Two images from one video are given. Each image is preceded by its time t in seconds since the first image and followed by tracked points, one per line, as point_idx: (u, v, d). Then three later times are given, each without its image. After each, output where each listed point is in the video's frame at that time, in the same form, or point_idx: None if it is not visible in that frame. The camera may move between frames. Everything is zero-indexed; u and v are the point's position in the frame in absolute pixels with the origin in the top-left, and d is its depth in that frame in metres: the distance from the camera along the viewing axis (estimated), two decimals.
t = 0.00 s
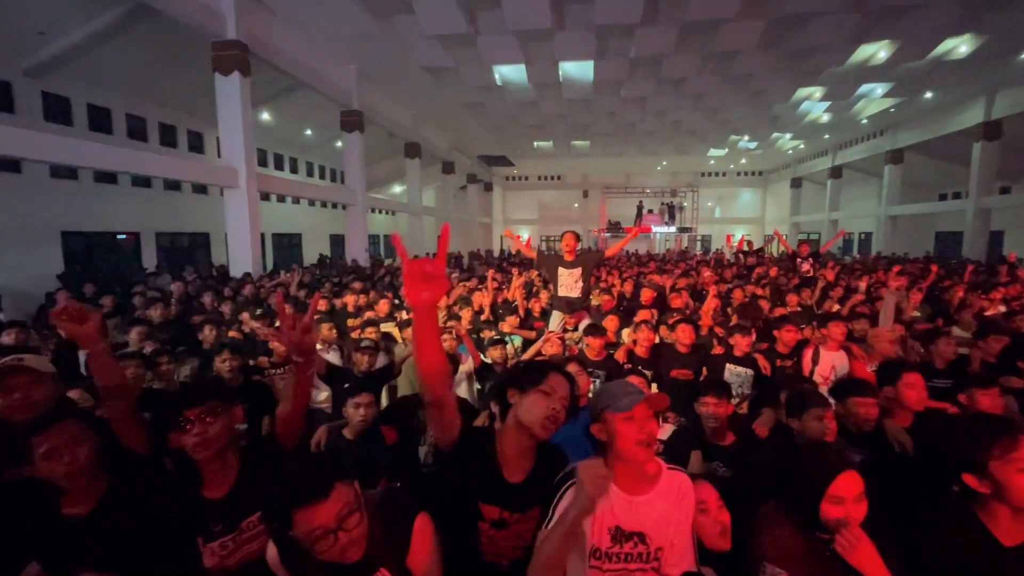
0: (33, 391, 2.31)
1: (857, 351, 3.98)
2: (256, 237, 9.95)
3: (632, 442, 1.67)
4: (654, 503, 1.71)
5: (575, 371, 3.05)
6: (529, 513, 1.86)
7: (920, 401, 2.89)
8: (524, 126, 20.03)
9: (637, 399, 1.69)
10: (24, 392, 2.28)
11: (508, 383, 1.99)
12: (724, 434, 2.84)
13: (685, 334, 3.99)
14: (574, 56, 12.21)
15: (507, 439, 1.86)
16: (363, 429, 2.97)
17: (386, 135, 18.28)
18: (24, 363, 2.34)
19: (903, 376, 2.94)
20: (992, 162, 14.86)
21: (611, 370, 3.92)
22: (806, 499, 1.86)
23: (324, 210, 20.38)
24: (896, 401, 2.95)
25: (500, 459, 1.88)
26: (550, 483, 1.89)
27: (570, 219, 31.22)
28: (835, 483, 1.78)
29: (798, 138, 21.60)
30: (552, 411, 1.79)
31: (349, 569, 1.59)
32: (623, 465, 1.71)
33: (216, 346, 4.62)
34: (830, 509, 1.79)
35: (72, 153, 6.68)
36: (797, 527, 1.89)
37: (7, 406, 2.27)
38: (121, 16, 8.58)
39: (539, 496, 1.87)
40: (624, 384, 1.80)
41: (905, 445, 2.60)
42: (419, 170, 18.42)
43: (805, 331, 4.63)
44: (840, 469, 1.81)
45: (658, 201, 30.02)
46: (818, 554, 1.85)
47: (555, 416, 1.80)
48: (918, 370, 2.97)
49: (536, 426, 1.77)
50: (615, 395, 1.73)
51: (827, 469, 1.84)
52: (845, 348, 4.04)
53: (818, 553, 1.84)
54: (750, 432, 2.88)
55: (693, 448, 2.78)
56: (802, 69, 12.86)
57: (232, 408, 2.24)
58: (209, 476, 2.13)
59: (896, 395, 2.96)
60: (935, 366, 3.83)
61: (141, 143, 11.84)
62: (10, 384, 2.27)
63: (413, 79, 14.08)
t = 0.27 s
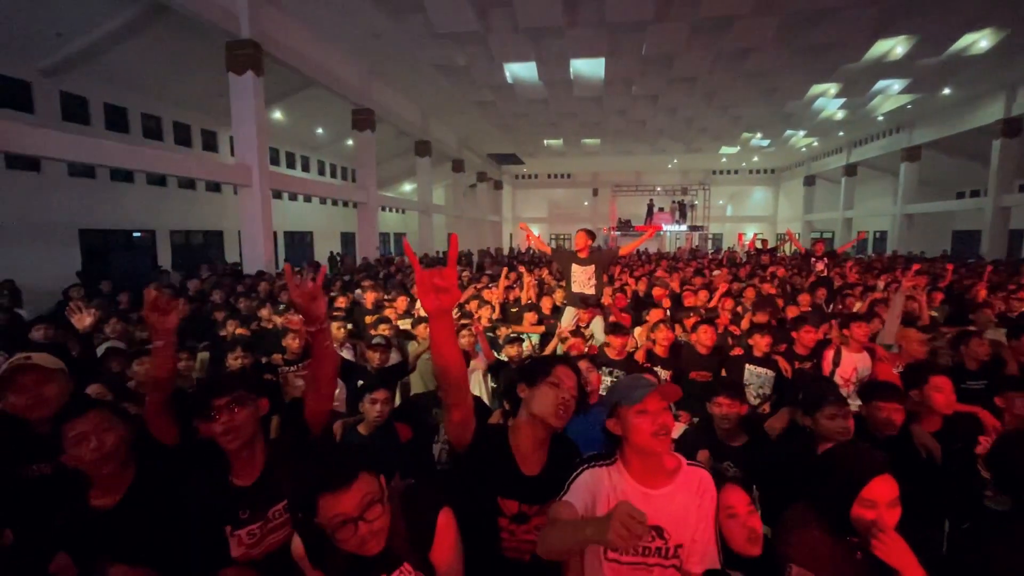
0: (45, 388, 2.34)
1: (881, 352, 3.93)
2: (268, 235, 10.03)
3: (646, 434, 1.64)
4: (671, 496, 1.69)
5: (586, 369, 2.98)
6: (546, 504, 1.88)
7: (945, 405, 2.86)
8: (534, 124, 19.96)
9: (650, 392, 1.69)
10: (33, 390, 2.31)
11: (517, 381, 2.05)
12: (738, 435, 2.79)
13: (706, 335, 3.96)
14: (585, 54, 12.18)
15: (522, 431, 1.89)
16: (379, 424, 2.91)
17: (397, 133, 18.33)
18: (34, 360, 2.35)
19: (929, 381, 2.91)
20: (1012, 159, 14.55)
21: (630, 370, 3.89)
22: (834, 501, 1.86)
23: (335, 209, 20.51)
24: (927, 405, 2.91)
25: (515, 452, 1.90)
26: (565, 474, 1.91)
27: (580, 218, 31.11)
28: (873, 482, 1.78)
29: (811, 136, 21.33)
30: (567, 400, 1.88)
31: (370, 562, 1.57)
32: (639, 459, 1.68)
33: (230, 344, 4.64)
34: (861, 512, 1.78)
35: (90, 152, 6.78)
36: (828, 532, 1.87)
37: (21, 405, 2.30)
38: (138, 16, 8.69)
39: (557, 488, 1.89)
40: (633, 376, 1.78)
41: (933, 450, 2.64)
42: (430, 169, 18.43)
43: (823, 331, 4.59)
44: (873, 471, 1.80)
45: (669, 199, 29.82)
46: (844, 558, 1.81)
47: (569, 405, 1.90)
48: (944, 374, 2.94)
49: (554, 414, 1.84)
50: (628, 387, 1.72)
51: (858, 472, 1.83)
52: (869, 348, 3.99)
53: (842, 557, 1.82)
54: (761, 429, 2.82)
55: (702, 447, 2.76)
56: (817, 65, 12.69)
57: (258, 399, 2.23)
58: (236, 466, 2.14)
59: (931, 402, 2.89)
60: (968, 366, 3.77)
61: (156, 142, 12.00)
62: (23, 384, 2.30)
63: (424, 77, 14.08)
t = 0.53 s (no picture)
0: (54, 386, 2.31)
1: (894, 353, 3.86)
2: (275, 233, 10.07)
3: (654, 429, 1.67)
4: (680, 494, 1.69)
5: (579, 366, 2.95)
6: (544, 501, 1.88)
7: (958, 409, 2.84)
8: (539, 122, 19.92)
9: (661, 390, 1.72)
10: (45, 389, 2.29)
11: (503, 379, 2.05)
12: (732, 433, 2.77)
13: (716, 334, 3.89)
14: (590, 53, 12.16)
15: (513, 428, 1.90)
16: (378, 419, 3.02)
17: (402, 132, 18.34)
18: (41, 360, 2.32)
19: (940, 386, 2.89)
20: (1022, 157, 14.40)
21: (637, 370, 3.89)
22: (847, 505, 1.82)
23: (340, 207, 20.56)
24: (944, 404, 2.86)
25: (509, 451, 1.91)
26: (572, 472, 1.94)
27: (585, 216, 31.07)
28: (886, 489, 1.75)
29: (818, 134, 21.19)
30: (548, 392, 1.85)
31: (376, 555, 1.58)
32: (648, 457, 1.69)
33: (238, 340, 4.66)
34: (874, 517, 1.77)
35: (97, 151, 6.82)
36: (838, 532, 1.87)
37: (32, 404, 2.29)
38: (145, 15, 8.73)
39: (556, 485, 1.90)
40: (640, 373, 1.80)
41: (940, 451, 2.64)
42: (435, 168, 18.44)
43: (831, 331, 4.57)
44: (889, 476, 1.78)
45: (674, 197, 29.72)
46: (857, 557, 1.82)
47: (553, 400, 1.86)
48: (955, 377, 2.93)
49: (535, 411, 1.81)
50: (640, 381, 1.74)
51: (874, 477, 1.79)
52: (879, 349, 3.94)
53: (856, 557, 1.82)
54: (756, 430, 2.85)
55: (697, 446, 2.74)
56: (824, 63, 12.59)
57: (269, 396, 2.25)
58: (248, 462, 2.14)
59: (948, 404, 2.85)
60: (983, 369, 3.69)
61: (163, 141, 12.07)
62: (32, 384, 2.28)
63: (429, 76, 14.08)
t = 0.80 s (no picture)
0: (57, 383, 2.31)
1: (888, 354, 3.89)
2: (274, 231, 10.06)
3: (652, 430, 1.66)
4: (676, 493, 1.70)
5: (561, 361, 2.98)
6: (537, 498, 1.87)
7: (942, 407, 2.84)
8: (539, 121, 19.88)
9: (661, 391, 1.70)
10: (48, 385, 2.29)
11: (485, 380, 2.06)
12: (714, 431, 2.77)
13: (713, 332, 3.90)
14: (590, 50, 12.13)
15: (502, 423, 1.91)
16: (361, 415, 2.90)
17: (401, 130, 18.31)
18: (44, 358, 2.30)
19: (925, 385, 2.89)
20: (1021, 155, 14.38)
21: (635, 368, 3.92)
22: (838, 501, 1.83)
23: (340, 205, 20.55)
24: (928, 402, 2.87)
25: (501, 450, 1.91)
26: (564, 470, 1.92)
27: (585, 215, 31.07)
28: (875, 482, 1.78)
29: (818, 132, 21.18)
30: (530, 384, 1.87)
31: (371, 555, 1.60)
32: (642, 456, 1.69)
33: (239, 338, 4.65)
34: (865, 512, 1.78)
35: (96, 149, 6.82)
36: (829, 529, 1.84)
37: (37, 401, 2.29)
38: (144, 14, 8.72)
39: (549, 482, 1.89)
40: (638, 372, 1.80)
41: (921, 448, 2.70)
42: (434, 166, 18.40)
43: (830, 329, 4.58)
44: (878, 470, 1.80)
45: (673, 196, 29.71)
46: (848, 553, 1.80)
47: (536, 391, 1.88)
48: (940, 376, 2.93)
49: (518, 401, 1.83)
50: (641, 381, 1.73)
51: (862, 472, 1.81)
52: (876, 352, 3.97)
53: (847, 553, 1.80)
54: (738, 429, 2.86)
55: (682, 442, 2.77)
56: (824, 61, 12.58)
57: (269, 393, 2.24)
58: (246, 458, 2.15)
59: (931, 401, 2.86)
60: (975, 369, 3.70)
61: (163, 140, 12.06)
62: (36, 380, 2.28)
63: (429, 74, 14.04)
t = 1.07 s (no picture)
0: (46, 380, 2.35)
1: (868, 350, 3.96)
2: (265, 229, 9.98)
3: (631, 433, 1.65)
4: (654, 493, 1.70)
5: (537, 361, 3.08)
6: (522, 498, 1.89)
7: (906, 401, 2.86)
8: (532, 119, 19.85)
9: (642, 393, 1.70)
10: (36, 382, 2.34)
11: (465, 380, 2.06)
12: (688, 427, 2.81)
13: (698, 330, 3.96)
14: (583, 48, 12.12)
15: (486, 423, 1.92)
16: (335, 411, 2.97)
17: (393, 128, 18.22)
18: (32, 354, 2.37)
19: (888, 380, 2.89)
20: (1007, 153, 14.54)
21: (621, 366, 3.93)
22: (816, 494, 1.88)
23: (332, 204, 20.43)
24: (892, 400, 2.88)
25: (484, 448, 1.92)
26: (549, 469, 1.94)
27: (578, 213, 31.11)
28: (845, 476, 1.80)
29: (809, 130, 21.33)
30: (510, 382, 1.86)
31: (351, 555, 1.58)
32: (621, 455, 1.69)
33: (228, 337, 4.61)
34: (838, 505, 1.79)
35: (82, 146, 6.72)
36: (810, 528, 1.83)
37: (25, 397, 2.34)
38: (131, 10, 8.61)
39: (534, 481, 1.91)
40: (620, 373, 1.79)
41: (885, 434, 2.83)
42: (427, 164, 18.33)
43: (817, 326, 4.62)
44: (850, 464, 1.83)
45: (666, 194, 29.81)
46: (823, 548, 1.79)
47: (517, 389, 1.87)
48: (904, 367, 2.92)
49: (500, 398, 1.84)
50: (623, 384, 1.72)
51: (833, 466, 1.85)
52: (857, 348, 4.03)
53: (824, 549, 1.79)
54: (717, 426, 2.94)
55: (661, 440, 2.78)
56: (815, 60, 12.66)
57: (253, 394, 2.27)
58: (225, 458, 2.17)
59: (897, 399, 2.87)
60: (950, 363, 3.71)
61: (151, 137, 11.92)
62: (25, 376, 2.34)
63: (421, 72, 13.98)
